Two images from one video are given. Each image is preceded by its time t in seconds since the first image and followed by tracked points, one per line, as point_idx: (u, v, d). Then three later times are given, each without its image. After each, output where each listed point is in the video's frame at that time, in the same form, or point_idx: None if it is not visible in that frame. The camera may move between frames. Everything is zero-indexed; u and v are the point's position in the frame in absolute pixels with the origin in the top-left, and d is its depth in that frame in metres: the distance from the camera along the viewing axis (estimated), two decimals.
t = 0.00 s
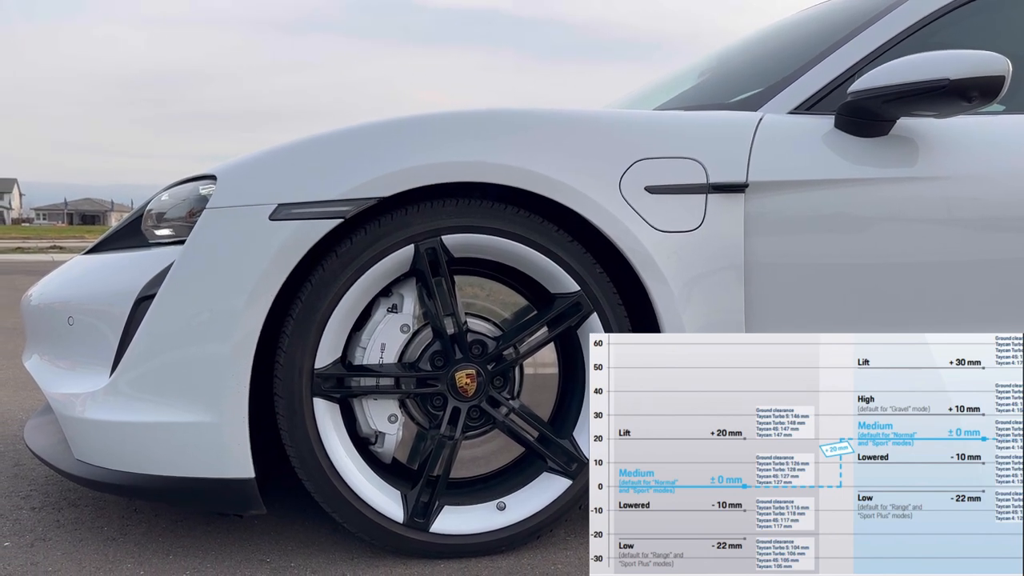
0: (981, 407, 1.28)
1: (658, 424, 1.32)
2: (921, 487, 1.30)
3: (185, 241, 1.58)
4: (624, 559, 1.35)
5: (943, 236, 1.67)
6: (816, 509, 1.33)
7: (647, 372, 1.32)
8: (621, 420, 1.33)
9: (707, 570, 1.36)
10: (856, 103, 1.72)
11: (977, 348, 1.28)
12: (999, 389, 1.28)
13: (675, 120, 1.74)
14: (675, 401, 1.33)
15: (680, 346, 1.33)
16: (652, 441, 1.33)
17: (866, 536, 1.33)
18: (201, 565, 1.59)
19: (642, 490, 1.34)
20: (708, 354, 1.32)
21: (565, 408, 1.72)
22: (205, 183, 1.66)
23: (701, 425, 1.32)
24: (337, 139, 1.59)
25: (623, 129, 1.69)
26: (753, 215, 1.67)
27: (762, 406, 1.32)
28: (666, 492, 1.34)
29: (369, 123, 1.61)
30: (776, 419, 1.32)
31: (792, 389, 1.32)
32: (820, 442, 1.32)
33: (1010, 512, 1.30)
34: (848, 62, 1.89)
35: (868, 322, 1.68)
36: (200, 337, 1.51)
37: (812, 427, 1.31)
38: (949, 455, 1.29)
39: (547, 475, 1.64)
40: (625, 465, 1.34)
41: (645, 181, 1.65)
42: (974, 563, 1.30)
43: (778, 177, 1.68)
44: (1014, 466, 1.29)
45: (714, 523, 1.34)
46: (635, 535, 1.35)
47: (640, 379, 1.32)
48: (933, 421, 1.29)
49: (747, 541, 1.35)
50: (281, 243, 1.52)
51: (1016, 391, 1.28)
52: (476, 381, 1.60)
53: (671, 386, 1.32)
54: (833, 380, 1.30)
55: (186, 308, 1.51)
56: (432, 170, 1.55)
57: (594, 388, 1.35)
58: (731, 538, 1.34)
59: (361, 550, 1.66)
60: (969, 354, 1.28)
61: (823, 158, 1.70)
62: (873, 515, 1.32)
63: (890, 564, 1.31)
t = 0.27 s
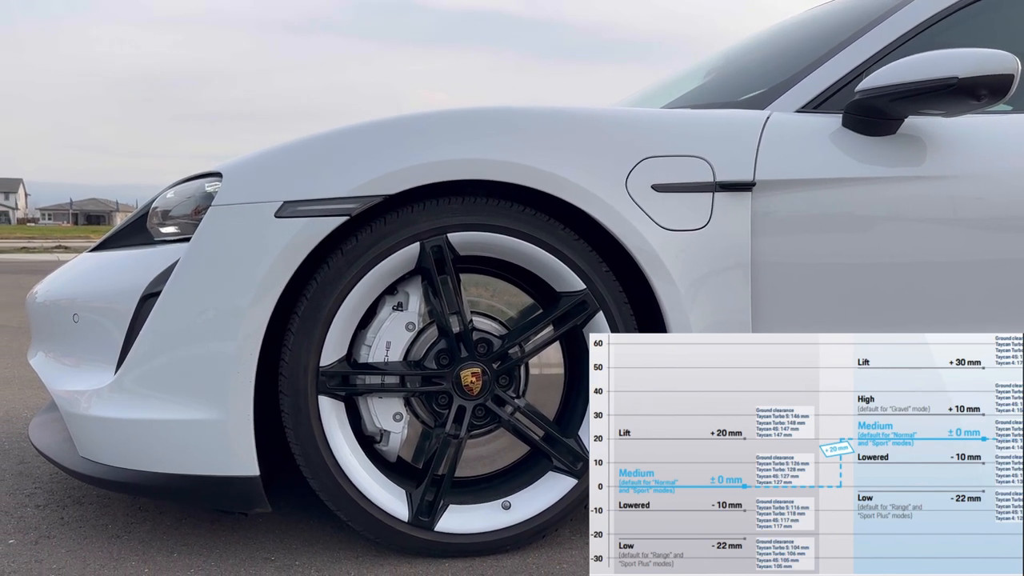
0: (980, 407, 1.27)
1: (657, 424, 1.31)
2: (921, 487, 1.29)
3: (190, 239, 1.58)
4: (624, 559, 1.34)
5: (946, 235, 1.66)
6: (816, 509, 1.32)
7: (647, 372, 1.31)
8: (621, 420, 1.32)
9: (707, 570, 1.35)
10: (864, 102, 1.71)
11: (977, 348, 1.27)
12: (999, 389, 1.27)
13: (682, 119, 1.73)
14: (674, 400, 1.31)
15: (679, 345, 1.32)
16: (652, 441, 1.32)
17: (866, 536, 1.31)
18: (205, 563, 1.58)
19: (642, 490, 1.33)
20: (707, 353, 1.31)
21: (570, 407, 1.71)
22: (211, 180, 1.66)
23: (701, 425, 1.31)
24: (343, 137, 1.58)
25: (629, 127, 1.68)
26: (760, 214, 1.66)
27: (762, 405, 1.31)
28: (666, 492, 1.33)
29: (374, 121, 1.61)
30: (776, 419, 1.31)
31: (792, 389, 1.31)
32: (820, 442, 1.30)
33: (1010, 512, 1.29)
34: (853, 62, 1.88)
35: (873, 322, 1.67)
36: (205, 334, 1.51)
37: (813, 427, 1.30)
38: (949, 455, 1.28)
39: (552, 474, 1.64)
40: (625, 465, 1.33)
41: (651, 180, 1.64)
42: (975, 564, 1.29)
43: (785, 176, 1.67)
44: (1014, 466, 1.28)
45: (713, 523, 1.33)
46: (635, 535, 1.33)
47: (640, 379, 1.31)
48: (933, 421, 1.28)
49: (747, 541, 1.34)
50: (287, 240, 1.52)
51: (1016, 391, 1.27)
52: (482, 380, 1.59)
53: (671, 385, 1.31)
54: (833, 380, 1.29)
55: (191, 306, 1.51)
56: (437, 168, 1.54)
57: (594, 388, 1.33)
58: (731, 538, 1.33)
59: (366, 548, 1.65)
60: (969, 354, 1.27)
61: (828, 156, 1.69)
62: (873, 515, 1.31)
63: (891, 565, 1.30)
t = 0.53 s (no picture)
0: (980, 407, 1.26)
1: (658, 424, 1.30)
2: (921, 487, 1.28)
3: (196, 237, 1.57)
4: (624, 559, 1.33)
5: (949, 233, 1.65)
6: (816, 509, 1.31)
7: (646, 372, 1.30)
8: (621, 420, 1.31)
9: (707, 570, 1.33)
10: (873, 102, 1.69)
11: (977, 348, 1.26)
12: (999, 389, 1.26)
13: (689, 119, 1.72)
14: (673, 399, 1.31)
15: (679, 345, 1.31)
16: (652, 441, 1.31)
17: (866, 536, 1.30)
18: (209, 563, 1.58)
19: (642, 490, 1.32)
20: (706, 353, 1.30)
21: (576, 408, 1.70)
22: (216, 178, 1.65)
23: (701, 425, 1.30)
24: (349, 135, 1.58)
25: (636, 127, 1.67)
26: (768, 214, 1.65)
27: (762, 405, 1.30)
28: (665, 492, 1.32)
29: (380, 120, 1.60)
30: (776, 419, 1.30)
31: (792, 389, 1.29)
32: (820, 442, 1.29)
33: (1009, 512, 1.28)
34: (860, 63, 1.87)
35: (880, 323, 1.65)
36: (210, 333, 1.50)
37: (813, 427, 1.29)
38: (949, 455, 1.27)
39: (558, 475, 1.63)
40: (625, 465, 1.32)
41: (658, 179, 1.63)
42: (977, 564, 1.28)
43: (793, 176, 1.66)
44: (1014, 466, 1.27)
45: (713, 523, 1.32)
46: (635, 535, 1.32)
47: (639, 379, 1.30)
48: (932, 421, 1.27)
49: (747, 541, 1.33)
50: (292, 239, 1.51)
51: (1016, 391, 1.26)
52: (487, 380, 1.58)
53: (671, 384, 1.30)
54: (833, 380, 1.28)
55: (196, 304, 1.51)
56: (442, 167, 1.54)
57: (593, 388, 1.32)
58: (731, 538, 1.32)
59: (370, 549, 1.64)
60: (969, 354, 1.26)
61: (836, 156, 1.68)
62: (874, 515, 1.29)
63: (892, 565, 1.29)
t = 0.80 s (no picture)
0: (981, 407, 1.24)
1: (657, 424, 1.29)
2: (921, 487, 1.26)
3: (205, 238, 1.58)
4: (624, 559, 1.31)
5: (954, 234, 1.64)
6: (816, 509, 1.29)
7: (647, 372, 1.29)
8: (621, 420, 1.30)
9: (707, 570, 1.32)
10: (884, 105, 1.68)
11: (977, 348, 1.24)
12: (999, 389, 1.25)
13: (698, 121, 1.71)
14: (674, 400, 1.29)
15: (679, 346, 1.30)
16: (652, 441, 1.29)
17: (866, 536, 1.29)
18: (216, 564, 1.57)
19: (642, 490, 1.30)
20: (706, 352, 1.29)
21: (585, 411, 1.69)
22: (226, 180, 1.66)
23: (701, 425, 1.29)
24: (358, 137, 1.58)
25: (645, 129, 1.67)
26: (778, 217, 1.64)
27: (762, 405, 1.29)
28: (666, 492, 1.30)
29: (389, 122, 1.60)
30: (775, 419, 1.28)
31: (792, 389, 1.28)
32: (820, 442, 1.28)
33: (1010, 512, 1.26)
34: (869, 67, 1.86)
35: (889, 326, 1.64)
36: (219, 335, 1.51)
37: (813, 427, 1.28)
38: (949, 455, 1.26)
39: (566, 478, 1.62)
40: (625, 465, 1.30)
41: (667, 182, 1.63)
42: (975, 565, 1.26)
43: (803, 179, 1.65)
44: (1014, 466, 1.25)
45: (713, 523, 1.31)
46: (635, 535, 1.31)
47: (640, 379, 1.29)
48: (933, 421, 1.25)
49: (747, 541, 1.32)
50: (301, 240, 1.51)
51: (1017, 391, 1.24)
52: (495, 382, 1.58)
53: (672, 385, 1.29)
54: (833, 380, 1.26)
55: (205, 306, 1.51)
56: (451, 168, 1.53)
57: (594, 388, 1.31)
58: (731, 538, 1.31)
59: (378, 551, 1.64)
60: (969, 354, 1.24)
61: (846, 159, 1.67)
62: (873, 515, 1.28)
63: (892, 565, 1.27)
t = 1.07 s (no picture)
0: (980, 407, 1.24)
1: (658, 424, 1.29)
2: (921, 487, 1.26)
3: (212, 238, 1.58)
4: (624, 559, 1.31)
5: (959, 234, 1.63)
6: (816, 509, 1.29)
7: (647, 372, 1.28)
8: (621, 420, 1.29)
9: (707, 571, 1.31)
10: (894, 106, 1.67)
11: (977, 348, 1.24)
12: (999, 389, 1.25)
13: (707, 122, 1.71)
14: (674, 400, 1.29)
15: (680, 346, 1.29)
16: (652, 441, 1.29)
17: (866, 536, 1.29)
18: (222, 564, 1.57)
19: (642, 490, 1.30)
20: (706, 352, 1.29)
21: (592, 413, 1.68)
22: (234, 179, 1.66)
23: (701, 425, 1.29)
24: (366, 138, 1.58)
25: (653, 130, 1.66)
26: (787, 219, 1.63)
27: (762, 406, 1.28)
28: (665, 492, 1.30)
29: (398, 122, 1.60)
30: (775, 419, 1.28)
31: (791, 389, 1.28)
32: (820, 442, 1.28)
33: (1009, 512, 1.26)
34: (878, 69, 1.85)
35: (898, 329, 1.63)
36: (226, 334, 1.51)
37: (812, 427, 1.27)
38: (948, 455, 1.26)
39: (572, 480, 1.61)
40: (625, 465, 1.30)
41: (675, 183, 1.62)
42: (976, 566, 1.26)
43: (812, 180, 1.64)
44: (1014, 466, 1.25)
45: (714, 524, 1.30)
46: (635, 535, 1.30)
47: (640, 379, 1.28)
48: (932, 420, 1.25)
49: (747, 541, 1.31)
50: (309, 240, 1.51)
51: (1016, 391, 1.24)
52: (502, 383, 1.57)
53: (673, 385, 1.28)
54: (833, 380, 1.26)
55: (213, 305, 1.51)
56: (459, 168, 1.53)
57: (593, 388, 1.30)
58: (731, 538, 1.30)
59: (383, 552, 1.63)
60: (968, 354, 1.24)
61: (855, 161, 1.66)
62: (873, 515, 1.28)
63: (892, 566, 1.27)
